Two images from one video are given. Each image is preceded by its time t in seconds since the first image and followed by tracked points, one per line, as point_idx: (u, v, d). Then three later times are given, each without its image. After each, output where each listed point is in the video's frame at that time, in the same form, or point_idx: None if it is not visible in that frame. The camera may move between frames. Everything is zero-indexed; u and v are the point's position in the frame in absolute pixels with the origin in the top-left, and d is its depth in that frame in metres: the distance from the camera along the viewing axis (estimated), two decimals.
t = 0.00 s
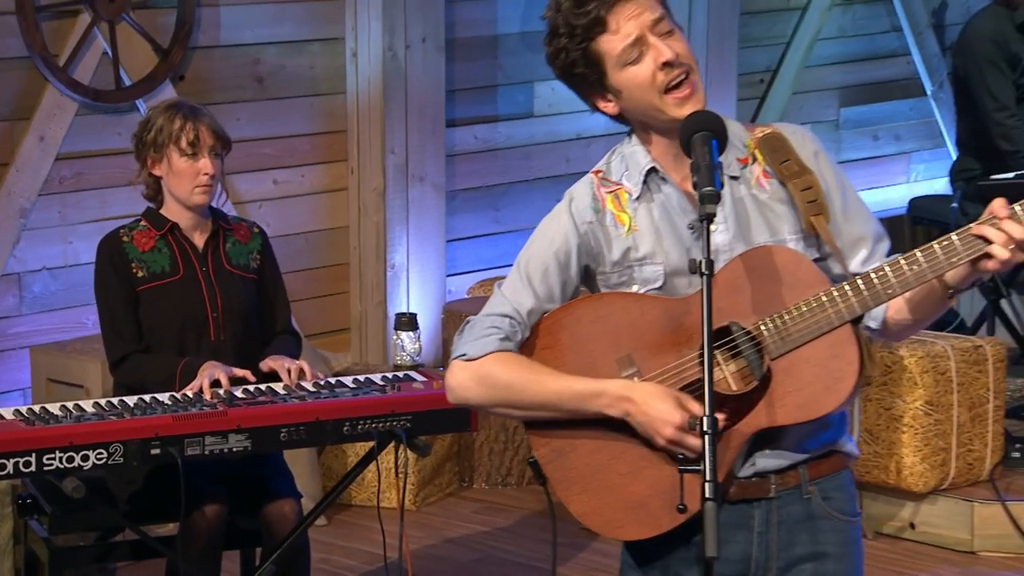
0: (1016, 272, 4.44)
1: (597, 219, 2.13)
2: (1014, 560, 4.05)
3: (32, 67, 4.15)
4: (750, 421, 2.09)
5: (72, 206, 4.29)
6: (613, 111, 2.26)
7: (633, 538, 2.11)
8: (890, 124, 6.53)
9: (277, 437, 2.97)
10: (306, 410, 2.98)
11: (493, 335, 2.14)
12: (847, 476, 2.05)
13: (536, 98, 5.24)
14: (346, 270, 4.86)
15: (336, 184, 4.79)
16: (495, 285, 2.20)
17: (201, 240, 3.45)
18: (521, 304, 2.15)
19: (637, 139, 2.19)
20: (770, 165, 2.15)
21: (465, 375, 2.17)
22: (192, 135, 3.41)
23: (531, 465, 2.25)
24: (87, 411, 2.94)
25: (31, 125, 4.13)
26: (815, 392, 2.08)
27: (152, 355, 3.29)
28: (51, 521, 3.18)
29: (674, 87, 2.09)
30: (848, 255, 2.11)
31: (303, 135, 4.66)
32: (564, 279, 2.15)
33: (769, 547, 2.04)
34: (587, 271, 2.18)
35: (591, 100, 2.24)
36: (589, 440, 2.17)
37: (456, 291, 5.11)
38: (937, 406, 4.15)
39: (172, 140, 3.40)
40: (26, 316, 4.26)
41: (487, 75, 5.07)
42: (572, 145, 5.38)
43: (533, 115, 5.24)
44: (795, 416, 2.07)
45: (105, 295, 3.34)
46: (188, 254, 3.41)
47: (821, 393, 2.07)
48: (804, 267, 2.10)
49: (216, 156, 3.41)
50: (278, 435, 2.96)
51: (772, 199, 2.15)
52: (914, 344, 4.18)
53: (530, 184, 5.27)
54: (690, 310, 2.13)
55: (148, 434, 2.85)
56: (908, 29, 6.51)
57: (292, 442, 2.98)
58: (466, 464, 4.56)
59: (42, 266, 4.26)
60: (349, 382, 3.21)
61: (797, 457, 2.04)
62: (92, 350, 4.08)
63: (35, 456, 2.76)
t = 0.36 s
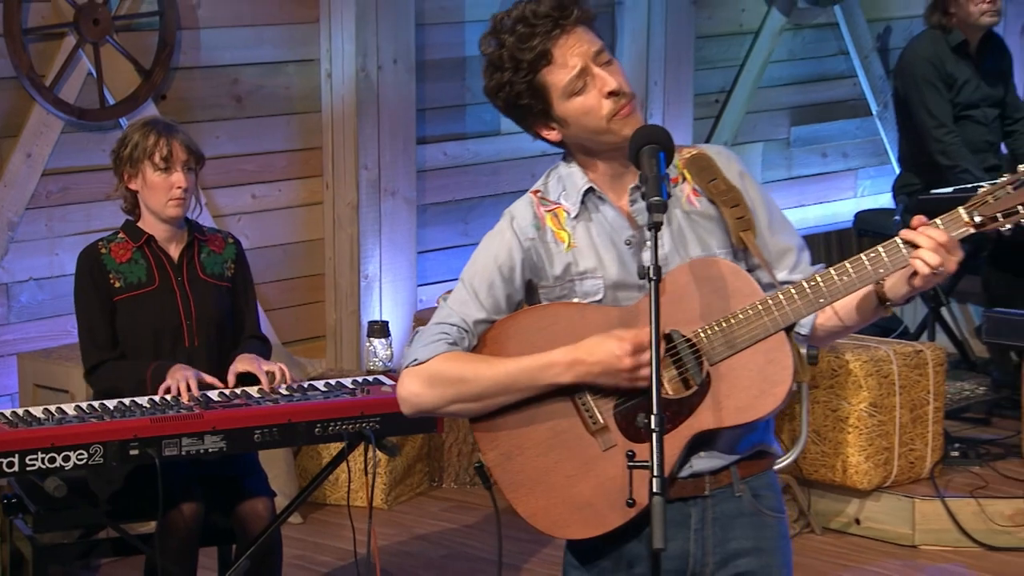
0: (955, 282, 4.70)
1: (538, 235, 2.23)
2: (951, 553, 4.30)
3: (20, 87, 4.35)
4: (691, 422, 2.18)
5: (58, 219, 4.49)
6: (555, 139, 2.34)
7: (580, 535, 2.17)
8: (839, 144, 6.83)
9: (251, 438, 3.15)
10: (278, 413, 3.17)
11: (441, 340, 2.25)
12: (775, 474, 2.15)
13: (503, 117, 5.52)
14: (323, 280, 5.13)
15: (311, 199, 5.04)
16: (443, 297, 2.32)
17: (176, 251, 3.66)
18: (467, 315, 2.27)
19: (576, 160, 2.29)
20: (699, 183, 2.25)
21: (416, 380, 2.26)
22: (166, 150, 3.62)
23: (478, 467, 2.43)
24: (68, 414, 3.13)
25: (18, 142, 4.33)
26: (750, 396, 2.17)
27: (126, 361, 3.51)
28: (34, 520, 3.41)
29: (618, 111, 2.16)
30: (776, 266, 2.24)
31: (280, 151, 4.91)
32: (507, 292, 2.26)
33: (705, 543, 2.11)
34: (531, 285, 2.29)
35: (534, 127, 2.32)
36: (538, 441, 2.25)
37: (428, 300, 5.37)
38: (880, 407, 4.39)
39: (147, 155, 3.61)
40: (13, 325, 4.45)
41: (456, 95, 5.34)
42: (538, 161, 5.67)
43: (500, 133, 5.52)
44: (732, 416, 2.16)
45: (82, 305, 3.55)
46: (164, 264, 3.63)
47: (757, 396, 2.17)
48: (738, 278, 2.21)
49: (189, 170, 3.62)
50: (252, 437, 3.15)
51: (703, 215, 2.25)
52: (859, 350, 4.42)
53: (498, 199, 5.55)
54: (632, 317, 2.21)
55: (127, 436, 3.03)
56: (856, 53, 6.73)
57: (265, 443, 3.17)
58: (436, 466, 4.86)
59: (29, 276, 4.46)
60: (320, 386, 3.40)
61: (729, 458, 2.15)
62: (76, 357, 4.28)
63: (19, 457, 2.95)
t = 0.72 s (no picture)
0: (898, 290, 4.98)
1: (494, 226, 2.38)
2: (894, 546, 4.56)
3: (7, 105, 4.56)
4: (636, 410, 2.33)
5: (43, 231, 4.70)
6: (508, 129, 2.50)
7: (531, 516, 2.33)
8: (790, 159, 7.10)
9: (226, 439, 3.31)
10: (251, 414, 3.32)
11: (402, 329, 2.38)
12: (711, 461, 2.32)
13: (470, 132, 5.79)
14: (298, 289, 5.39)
15: (287, 212, 5.31)
16: (401, 284, 2.44)
17: (154, 260, 3.87)
18: (427, 302, 2.40)
19: (529, 153, 2.44)
20: (646, 180, 2.42)
21: (376, 366, 2.38)
22: (141, 162, 3.83)
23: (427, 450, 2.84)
24: (48, 416, 3.28)
25: (5, 157, 4.54)
26: (692, 386, 2.35)
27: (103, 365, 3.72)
28: (17, 518, 3.59)
29: (567, 113, 2.33)
30: (717, 262, 2.44)
31: (257, 167, 5.18)
32: (464, 280, 2.40)
33: (646, 526, 2.27)
34: (485, 274, 2.44)
35: (490, 117, 2.48)
36: (490, 424, 2.41)
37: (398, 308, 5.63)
38: (827, 408, 4.63)
39: (123, 168, 3.82)
40: None
41: (425, 112, 5.61)
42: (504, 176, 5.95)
43: (467, 148, 5.79)
44: (671, 407, 2.33)
45: (63, 313, 3.77)
46: (143, 272, 3.84)
47: (698, 386, 2.35)
48: (681, 272, 2.39)
49: (162, 181, 3.82)
50: (226, 437, 3.30)
51: (650, 212, 2.42)
52: (806, 354, 4.67)
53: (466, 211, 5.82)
54: (580, 312, 2.39)
55: (105, 437, 3.19)
56: (805, 73, 6.96)
57: (239, 443, 3.32)
58: (406, 466, 5.13)
59: (15, 285, 4.67)
60: (292, 389, 3.56)
61: (669, 444, 2.31)
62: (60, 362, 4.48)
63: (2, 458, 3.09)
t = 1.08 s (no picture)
0: (842, 296, 5.25)
1: (452, 221, 2.57)
2: (837, 538, 4.82)
3: None
4: (575, 405, 2.54)
5: (26, 240, 4.93)
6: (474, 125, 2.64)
7: (472, 500, 2.50)
8: (742, 171, 7.39)
9: (198, 437, 3.41)
10: (223, 413, 3.42)
11: (356, 317, 2.58)
12: (647, 457, 2.52)
13: (438, 146, 6.07)
14: (271, 297, 5.67)
15: (261, 221, 5.60)
16: (360, 272, 2.64)
17: (134, 268, 4.09)
18: (382, 292, 2.59)
19: (491, 150, 2.61)
20: (601, 186, 2.62)
21: (328, 351, 2.60)
22: (123, 173, 4.03)
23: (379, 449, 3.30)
24: (25, 416, 3.38)
25: None
26: (631, 384, 2.56)
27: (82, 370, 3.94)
28: None
29: (530, 117, 2.49)
30: (665, 268, 2.64)
31: (232, 179, 5.48)
32: (421, 272, 2.59)
33: (585, 516, 2.45)
34: (441, 267, 2.63)
35: (456, 112, 2.61)
36: (434, 416, 2.61)
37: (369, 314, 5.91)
38: (774, 408, 4.89)
39: (106, 179, 4.02)
40: None
41: (395, 127, 5.88)
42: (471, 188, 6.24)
43: (435, 161, 6.07)
44: (611, 404, 2.53)
45: (45, 319, 3.98)
46: (123, 280, 4.06)
47: (635, 384, 2.56)
48: (623, 275, 2.61)
49: (143, 191, 4.03)
50: (199, 436, 3.40)
51: (603, 216, 2.63)
52: (755, 356, 4.93)
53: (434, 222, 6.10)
54: (529, 308, 2.61)
55: (81, 436, 3.29)
56: (755, 91, 7.26)
57: (211, 441, 3.42)
58: (374, 464, 5.43)
59: None
60: (263, 390, 3.65)
61: (607, 440, 2.50)
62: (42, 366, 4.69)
63: None
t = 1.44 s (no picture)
0: (787, 302, 5.54)
1: (408, 231, 2.69)
2: (782, 531, 5.09)
3: None
4: (526, 406, 2.66)
5: (5, 250, 5.21)
6: (430, 140, 2.75)
7: (428, 497, 2.63)
8: (695, 184, 7.72)
9: (168, 436, 3.62)
10: (192, 414, 3.64)
11: (316, 319, 2.70)
12: (598, 454, 2.65)
13: (404, 161, 6.41)
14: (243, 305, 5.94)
15: (233, 232, 5.87)
16: (321, 277, 2.76)
17: (108, 276, 4.30)
18: (341, 296, 2.72)
19: (446, 164, 2.75)
20: (553, 196, 2.74)
21: (290, 350, 2.71)
22: (99, 185, 4.21)
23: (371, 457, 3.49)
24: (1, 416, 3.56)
25: None
26: (579, 387, 2.68)
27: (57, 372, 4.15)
28: None
29: (484, 132, 2.62)
30: (614, 273, 2.76)
31: (205, 192, 5.75)
32: (378, 278, 2.71)
33: (537, 511, 2.59)
34: (399, 273, 2.74)
35: (412, 127, 2.73)
36: (392, 413, 2.73)
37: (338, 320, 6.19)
38: (722, 408, 5.15)
39: (82, 191, 4.20)
40: None
41: (363, 142, 6.20)
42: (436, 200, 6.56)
43: (401, 174, 6.41)
44: (560, 405, 2.65)
45: (21, 325, 4.20)
46: (97, 288, 4.27)
47: (584, 385, 2.68)
48: (573, 282, 2.73)
49: (117, 203, 4.21)
50: (169, 435, 3.61)
51: (553, 224, 2.75)
52: (704, 358, 5.18)
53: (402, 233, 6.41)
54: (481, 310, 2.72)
55: (55, 436, 3.48)
56: (706, 109, 7.58)
57: (181, 440, 3.63)
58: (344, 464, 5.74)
59: None
60: (230, 392, 3.88)
61: (560, 438, 2.63)
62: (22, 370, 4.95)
63: None
